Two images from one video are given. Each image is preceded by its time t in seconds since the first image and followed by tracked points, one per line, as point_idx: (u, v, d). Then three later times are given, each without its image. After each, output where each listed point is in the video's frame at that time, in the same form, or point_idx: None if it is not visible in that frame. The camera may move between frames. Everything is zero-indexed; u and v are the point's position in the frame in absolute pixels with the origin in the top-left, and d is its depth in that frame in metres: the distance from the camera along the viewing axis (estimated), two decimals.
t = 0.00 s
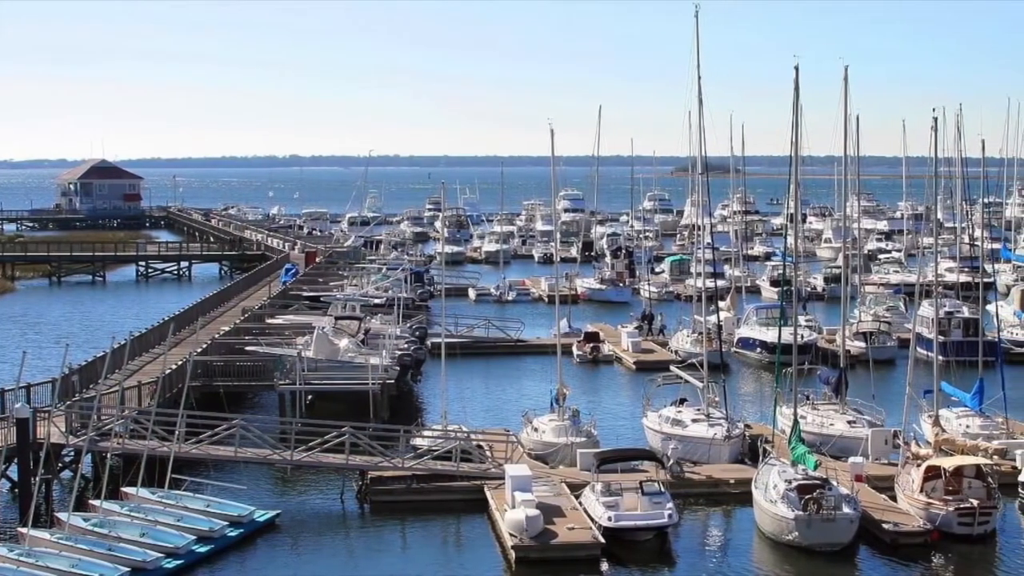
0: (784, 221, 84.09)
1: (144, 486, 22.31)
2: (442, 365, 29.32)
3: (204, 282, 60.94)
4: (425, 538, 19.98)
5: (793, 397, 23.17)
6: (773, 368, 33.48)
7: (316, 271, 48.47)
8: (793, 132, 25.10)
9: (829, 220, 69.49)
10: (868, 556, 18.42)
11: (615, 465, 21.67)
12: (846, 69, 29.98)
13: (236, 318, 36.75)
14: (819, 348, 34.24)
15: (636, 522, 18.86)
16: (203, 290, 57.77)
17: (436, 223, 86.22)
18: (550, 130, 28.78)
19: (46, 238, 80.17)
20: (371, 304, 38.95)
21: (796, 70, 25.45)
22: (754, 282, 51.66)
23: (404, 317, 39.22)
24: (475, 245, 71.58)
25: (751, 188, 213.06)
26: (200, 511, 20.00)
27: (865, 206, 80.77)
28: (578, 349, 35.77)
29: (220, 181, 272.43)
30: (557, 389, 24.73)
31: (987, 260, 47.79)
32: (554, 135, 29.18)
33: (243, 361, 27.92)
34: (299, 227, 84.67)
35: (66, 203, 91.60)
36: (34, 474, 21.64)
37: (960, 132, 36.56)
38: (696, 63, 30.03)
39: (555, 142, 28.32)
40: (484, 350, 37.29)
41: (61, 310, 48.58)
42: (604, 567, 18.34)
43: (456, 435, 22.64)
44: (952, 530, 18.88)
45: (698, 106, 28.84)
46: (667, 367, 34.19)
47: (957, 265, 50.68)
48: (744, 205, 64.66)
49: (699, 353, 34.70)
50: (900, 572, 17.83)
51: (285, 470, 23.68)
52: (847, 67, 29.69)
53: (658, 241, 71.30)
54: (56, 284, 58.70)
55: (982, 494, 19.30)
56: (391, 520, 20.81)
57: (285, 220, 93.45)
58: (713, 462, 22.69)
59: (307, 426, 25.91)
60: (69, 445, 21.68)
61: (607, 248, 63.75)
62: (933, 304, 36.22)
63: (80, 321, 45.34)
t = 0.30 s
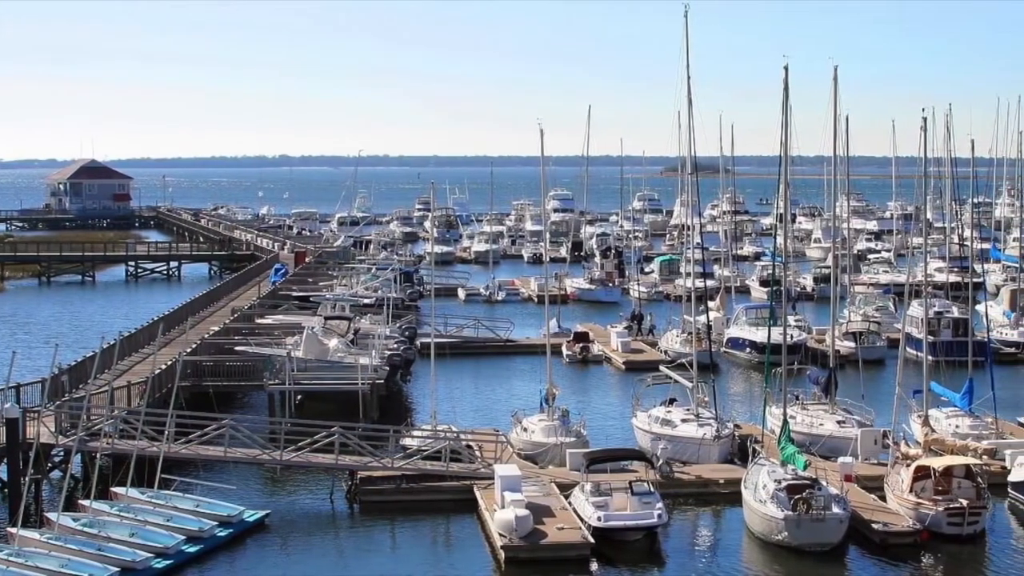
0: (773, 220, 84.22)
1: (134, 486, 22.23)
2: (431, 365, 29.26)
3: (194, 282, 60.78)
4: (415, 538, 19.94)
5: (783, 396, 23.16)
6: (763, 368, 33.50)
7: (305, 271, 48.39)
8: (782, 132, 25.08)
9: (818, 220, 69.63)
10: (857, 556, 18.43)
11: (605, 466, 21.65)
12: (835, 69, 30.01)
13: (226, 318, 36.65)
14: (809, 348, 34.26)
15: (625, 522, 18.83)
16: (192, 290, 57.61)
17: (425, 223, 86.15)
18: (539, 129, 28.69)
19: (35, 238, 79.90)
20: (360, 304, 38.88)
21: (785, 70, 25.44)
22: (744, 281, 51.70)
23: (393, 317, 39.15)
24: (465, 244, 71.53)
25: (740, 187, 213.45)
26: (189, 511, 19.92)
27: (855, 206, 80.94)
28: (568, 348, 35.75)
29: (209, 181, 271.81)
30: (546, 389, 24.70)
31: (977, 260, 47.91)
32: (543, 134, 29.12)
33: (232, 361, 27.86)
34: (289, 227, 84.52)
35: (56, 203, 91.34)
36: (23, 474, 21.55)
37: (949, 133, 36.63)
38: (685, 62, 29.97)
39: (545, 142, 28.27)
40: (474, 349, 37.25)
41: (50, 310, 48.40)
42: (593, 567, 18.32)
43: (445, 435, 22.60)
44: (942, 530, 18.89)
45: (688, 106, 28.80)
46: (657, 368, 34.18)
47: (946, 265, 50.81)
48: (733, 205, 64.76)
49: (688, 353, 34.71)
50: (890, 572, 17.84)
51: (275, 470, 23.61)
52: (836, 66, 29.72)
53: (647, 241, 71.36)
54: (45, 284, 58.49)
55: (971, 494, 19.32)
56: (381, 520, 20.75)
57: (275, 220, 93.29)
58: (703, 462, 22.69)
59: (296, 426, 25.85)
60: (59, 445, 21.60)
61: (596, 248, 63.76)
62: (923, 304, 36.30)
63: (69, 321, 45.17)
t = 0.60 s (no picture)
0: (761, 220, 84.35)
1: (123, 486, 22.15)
2: (419, 365, 29.21)
3: (182, 283, 60.61)
4: (404, 538, 19.89)
5: (771, 396, 23.18)
6: (751, 368, 33.53)
7: (294, 271, 48.28)
8: (771, 132, 25.09)
9: (807, 220, 69.74)
10: (846, 556, 18.45)
11: (593, 465, 21.63)
12: (824, 69, 30.04)
13: (214, 318, 36.55)
14: (797, 348, 34.31)
15: (613, 522, 18.80)
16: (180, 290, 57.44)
17: (414, 223, 86.05)
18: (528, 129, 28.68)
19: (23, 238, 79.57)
20: (349, 304, 38.80)
21: (775, 70, 25.45)
22: (732, 282, 51.76)
23: (382, 317, 39.09)
24: (453, 245, 71.45)
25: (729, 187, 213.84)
26: (178, 511, 19.85)
27: (843, 207, 81.14)
28: (556, 348, 35.73)
29: (197, 181, 271.09)
30: (535, 389, 24.68)
31: (965, 260, 48.05)
32: (532, 134, 29.12)
33: (220, 361, 27.79)
34: (277, 227, 84.33)
35: (44, 204, 90.97)
36: (11, 475, 21.45)
37: (938, 133, 36.70)
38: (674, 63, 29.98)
39: (534, 142, 28.22)
40: (462, 349, 37.20)
41: (38, 310, 48.21)
42: (582, 567, 18.29)
43: (433, 435, 22.56)
44: (930, 530, 18.92)
45: (676, 106, 28.82)
46: (645, 368, 34.19)
47: (934, 266, 50.93)
48: (721, 205, 64.83)
49: (677, 354, 34.74)
50: (878, 572, 17.86)
51: (263, 470, 23.55)
52: (825, 66, 29.75)
53: (636, 241, 71.40)
54: (33, 284, 58.26)
55: (960, 494, 19.36)
56: (369, 520, 20.71)
57: (263, 220, 93.09)
58: (691, 462, 22.70)
59: (285, 427, 25.79)
60: (48, 445, 21.51)
61: (585, 248, 63.75)
62: (911, 305, 36.39)
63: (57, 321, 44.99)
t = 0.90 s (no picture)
0: (749, 221, 84.49)
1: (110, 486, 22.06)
2: (407, 365, 29.16)
3: (170, 282, 60.43)
4: (391, 538, 19.85)
5: (759, 396, 23.19)
6: (739, 368, 33.57)
7: (282, 271, 48.18)
8: (760, 132, 25.07)
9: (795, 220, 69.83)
10: (834, 556, 18.46)
11: (581, 466, 21.61)
12: (811, 69, 30.07)
13: (202, 318, 36.44)
14: (785, 348, 34.36)
15: (601, 522, 18.78)
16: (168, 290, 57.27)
17: (402, 223, 85.96)
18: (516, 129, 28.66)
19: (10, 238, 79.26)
20: (336, 304, 38.72)
21: (762, 70, 25.44)
22: (720, 282, 51.83)
23: (369, 317, 39.02)
24: (441, 244, 71.39)
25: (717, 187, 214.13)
26: (166, 511, 19.76)
27: (831, 206, 81.29)
28: (544, 348, 35.70)
29: (185, 180, 270.47)
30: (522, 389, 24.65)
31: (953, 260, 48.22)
32: (520, 134, 29.10)
33: (209, 361, 27.66)
34: (265, 227, 84.17)
35: (32, 204, 90.58)
36: None
37: (926, 133, 36.77)
38: (662, 62, 29.98)
39: (521, 142, 28.17)
40: (451, 349, 37.15)
41: (26, 310, 48.03)
42: (570, 567, 18.28)
43: (422, 435, 22.52)
44: (918, 530, 18.94)
45: (665, 106, 28.81)
46: (633, 368, 34.20)
47: (922, 266, 51.07)
48: (709, 205, 64.90)
49: (665, 353, 34.76)
50: (866, 572, 17.87)
51: (250, 470, 23.46)
52: (813, 66, 29.77)
53: (624, 241, 71.43)
54: (20, 284, 58.04)
55: (948, 494, 19.38)
56: (357, 520, 20.65)
57: (251, 220, 92.88)
58: (679, 462, 22.70)
59: (273, 427, 25.72)
60: (35, 444, 21.41)
61: (572, 248, 63.73)
62: (899, 305, 36.46)
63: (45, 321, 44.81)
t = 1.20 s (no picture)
0: (737, 221, 84.64)
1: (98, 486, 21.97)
2: (395, 365, 29.10)
3: (158, 282, 60.24)
4: (380, 538, 19.80)
5: (747, 397, 23.20)
6: (727, 368, 33.60)
7: (270, 271, 48.07)
8: (747, 132, 25.09)
9: (783, 220, 69.94)
10: (822, 556, 18.48)
11: (569, 465, 21.59)
12: (798, 69, 30.12)
13: (190, 318, 36.33)
14: (772, 348, 34.41)
15: (589, 522, 18.77)
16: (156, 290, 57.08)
17: (389, 223, 85.82)
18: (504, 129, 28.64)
19: None
20: (324, 305, 38.64)
21: (750, 70, 25.45)
22: (708, 282, 51.90)
23: (357, 317, 38.95)
24: (428, 244, 71.32)
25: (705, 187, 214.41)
26: (153, 511, 19.68)
27: (818, 206, 81.46)
28: (532, 348, 35.68)
29: (173, 180, 269.75)
30: (510, 388, 24.62)
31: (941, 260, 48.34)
32: (508, 133, 29.08)
33: (196, 360, 27.59)
34: (253, 227, 83.94)
35: (19, 203, 90.15)
36: None
37: (913, 133, 36.87)
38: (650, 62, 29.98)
39: (509, 142, 28.13)
40: (438, 349, 37.10)
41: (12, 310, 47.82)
42: (558, 567, 18.25)
43: (409, 435, 22.47)
44: (906, 530, 18.97)
45: (652, 106, 28.83)
46: (621, 368, 34.20)
47: (910, 266, 51.22)
48: (697, 205, 64.95)
49: (653, 354, 34.77)
50: (854, 572, 17.89)
51: (238, 470, 23.38)
52: (800, 67, 29.81)
53: (611, 241, 71.46)
54: (7, 284, 57.79)
55: (935, 494, 19.41)
56: (345, 520, 20.60)
57: (238, 220, 92.67)
58: (667, 462, 22.70)
59: (260, 427, 25.64)
60: (23, 444, 21.33)
61: (560, 248, 63.74)
62: (886, 305, 36.55)
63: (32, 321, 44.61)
